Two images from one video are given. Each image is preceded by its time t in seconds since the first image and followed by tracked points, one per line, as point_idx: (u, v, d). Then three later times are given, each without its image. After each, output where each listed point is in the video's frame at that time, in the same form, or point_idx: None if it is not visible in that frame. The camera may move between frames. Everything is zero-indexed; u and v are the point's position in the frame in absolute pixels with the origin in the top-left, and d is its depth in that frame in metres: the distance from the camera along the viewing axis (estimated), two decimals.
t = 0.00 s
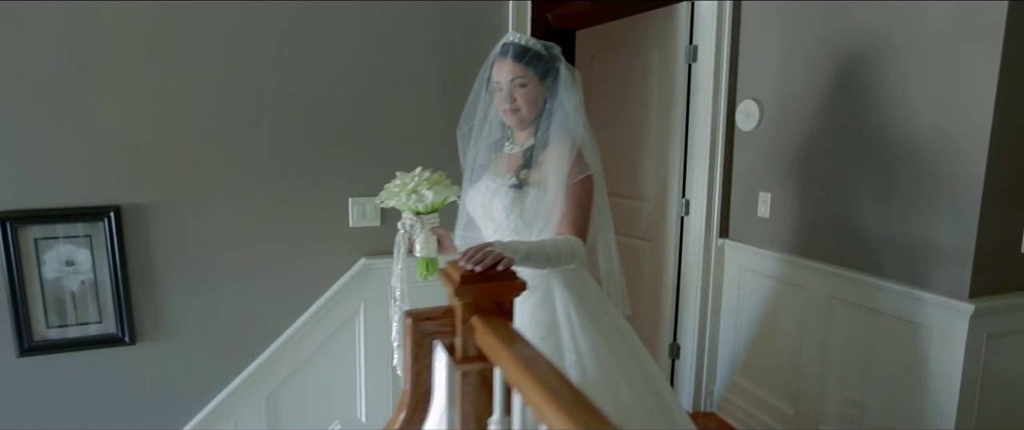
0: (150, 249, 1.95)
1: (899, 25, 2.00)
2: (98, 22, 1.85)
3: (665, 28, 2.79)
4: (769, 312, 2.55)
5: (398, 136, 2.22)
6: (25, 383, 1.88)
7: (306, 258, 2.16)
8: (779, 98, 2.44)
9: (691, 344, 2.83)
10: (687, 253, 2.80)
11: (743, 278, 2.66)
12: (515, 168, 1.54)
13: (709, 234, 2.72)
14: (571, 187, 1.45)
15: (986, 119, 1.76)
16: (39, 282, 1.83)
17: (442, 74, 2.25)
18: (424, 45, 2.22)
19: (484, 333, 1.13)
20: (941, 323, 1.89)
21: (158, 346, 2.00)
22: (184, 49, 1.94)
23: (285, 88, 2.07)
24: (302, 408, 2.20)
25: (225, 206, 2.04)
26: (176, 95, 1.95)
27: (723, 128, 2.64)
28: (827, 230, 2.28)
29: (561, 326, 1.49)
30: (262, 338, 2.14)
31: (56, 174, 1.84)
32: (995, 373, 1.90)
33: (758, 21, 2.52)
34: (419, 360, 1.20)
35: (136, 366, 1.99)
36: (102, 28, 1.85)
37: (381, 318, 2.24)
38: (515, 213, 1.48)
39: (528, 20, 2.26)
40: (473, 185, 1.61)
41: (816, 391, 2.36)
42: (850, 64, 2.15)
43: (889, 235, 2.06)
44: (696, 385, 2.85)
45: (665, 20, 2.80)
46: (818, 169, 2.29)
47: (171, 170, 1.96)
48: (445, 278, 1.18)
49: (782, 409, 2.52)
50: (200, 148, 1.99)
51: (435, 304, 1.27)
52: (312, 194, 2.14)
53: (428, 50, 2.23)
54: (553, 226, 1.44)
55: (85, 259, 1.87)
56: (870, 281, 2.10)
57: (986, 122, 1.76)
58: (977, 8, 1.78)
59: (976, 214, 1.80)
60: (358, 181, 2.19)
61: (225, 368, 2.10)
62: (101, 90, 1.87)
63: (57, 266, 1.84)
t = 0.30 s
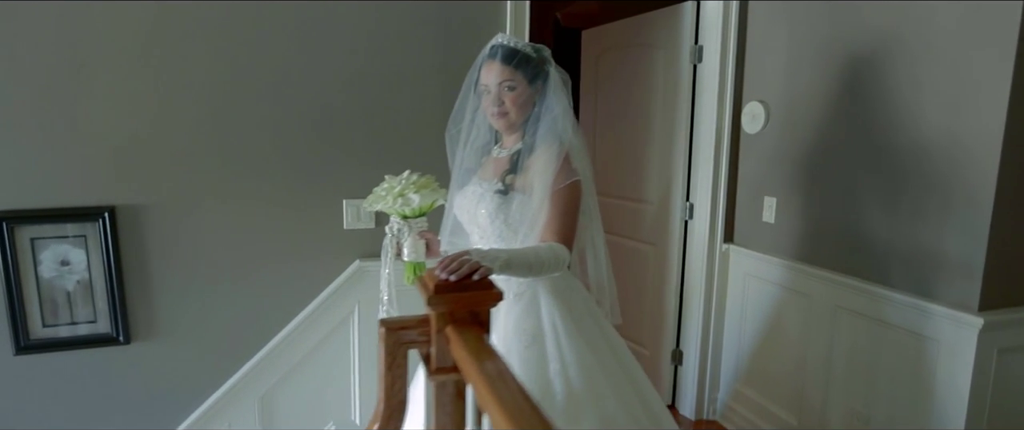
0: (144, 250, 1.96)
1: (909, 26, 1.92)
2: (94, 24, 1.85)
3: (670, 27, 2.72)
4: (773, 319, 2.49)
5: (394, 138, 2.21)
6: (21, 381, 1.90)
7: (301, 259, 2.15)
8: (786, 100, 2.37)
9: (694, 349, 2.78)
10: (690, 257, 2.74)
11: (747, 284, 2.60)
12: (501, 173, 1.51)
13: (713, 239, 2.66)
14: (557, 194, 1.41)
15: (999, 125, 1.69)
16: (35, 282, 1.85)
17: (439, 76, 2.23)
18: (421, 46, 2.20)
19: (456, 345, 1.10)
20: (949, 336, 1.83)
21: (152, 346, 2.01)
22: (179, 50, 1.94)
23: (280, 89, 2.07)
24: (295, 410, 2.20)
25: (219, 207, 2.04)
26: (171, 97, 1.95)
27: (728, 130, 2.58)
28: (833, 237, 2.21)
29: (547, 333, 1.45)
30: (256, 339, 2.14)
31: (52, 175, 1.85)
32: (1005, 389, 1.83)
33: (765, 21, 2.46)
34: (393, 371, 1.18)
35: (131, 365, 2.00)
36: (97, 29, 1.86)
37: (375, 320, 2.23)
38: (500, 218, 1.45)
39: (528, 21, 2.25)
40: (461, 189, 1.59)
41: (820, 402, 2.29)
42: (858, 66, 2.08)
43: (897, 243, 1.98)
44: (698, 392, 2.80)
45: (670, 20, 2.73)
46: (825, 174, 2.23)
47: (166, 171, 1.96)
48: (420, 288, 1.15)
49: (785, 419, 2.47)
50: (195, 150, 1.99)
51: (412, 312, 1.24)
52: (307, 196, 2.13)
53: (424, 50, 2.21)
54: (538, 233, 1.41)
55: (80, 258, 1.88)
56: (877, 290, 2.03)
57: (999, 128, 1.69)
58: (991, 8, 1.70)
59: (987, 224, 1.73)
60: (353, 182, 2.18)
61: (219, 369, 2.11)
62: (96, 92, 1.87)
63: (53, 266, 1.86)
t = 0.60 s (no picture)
0: (140, 251, 1.97)
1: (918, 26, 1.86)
2: (91, 26, 1.86)
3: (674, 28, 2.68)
4: (776, 325, 2.43)
5: (391, 140, 2.20)
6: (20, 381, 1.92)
7: (297, 261, 2.15)
8: (791, 102, 2.32)
9: (696, 355, 2.73)
10: (694, 262, 2.69)
11: (751, 290, 2.54)
12: (491, 177, 1.48)
13: (717, 243, 2.61)
14: (545, 198, 1.38)
15: (1010, 129, 1.63)
16: (33, 282, 1.87)
17: (436, 77, 2.21)
18: (418, 47, 2.19)
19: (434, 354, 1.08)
20: (956, 347, 1.77)
21: (148, 347, 2.02)
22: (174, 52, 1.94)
23: (276, 91, 2.06)
24: (291, 411, 2.20)
25: (215, 209, 2.04)
26: (167, 99, 1.95)
27: (732, 132, 2.53)
28: (839, 242, 2.15)
29: (535, 341, 1.43)
30: (252, 341, 2.14)
31: (50, 177, 1.87)
32: (1014, 401, 1.77)
33: (771, 21, 2.40)
34: (372, 379, 1.16)
35: (127, 366, 2.01)
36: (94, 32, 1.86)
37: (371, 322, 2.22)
38: (488, 224, 1.43)
39: (526, 23, 2.22)
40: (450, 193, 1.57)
41: (823, 411, 2.24)
42: (865, 68, 2.02)
43: (903, 249, 1.93)
44: (701, 397, 2.75)
45: (675, 19, 2.69)
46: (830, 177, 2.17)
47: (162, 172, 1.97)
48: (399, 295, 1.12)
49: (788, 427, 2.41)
50: (190, 152, 1.99)
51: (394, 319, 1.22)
52: (303, 198, 2.13)
53: (422, 51, 2.19)
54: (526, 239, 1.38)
55: (77, 259, 1.90)
56: (882, 298, 1.97)
57: (1010, 132, 1.62)
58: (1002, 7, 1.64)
59: (997, 231, 1.67)
60: (349, 184, 2.17)
61: (214, 370, 2.11)
62: (93, 94, 1.88)
63: (51, 266, 1.88)
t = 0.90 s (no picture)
0: (145, 251, 2.00)
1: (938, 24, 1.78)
2: (98, 30, 1.89)
3: (687, 27, 2.62)
4: (790, 335, 2.35)
5: (394, 141, 2.19)
6: (29, 378, 1.96)
7: (300, 263, 2.15)
8: (807, 103, 2.24)
9: (708, 362, 2.66)
10: (705, 267, 2.63)
11: (764, 297, 2.46)
12: (485, 180, 1.46)
13: (729, 247, 2.54)
14: (538, 203, 1.34)
15: None
16: (42, 281, 1.90)
17: (440, 79, 2.19)
18: (422, 49, 2.17)
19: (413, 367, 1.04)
20: (979, 363, 1.68)
21: (153, 346, 2.05)
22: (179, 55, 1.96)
23: (280, 93, 2.07)
24: (293, 411, 2.20)
25: (218, 210, 2.05)
26: (173, 101, 1.97)
27: (746, 134, 2.45)
28: (855, 249, 2.07)
29: (527, 349, 1.39)
30: (255, 341, 2.15)
31: (58, 179, 1.90)
32: None
33: (786, 20, 2.32)
34: (353, 389, 1.13)
35: (132, 364, 2.04)
36: (101, 36, 1.89)
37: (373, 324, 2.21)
38: (480, 229, 1.40)
39: (531, 23, 2.19)
40: (445, 197, 1.54)
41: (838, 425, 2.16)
42: (883, 68, 1.94)
43: (922, 258, 1.84)
44: (712, 406, 2.68)
45: (687, 19, 2.63)
46: (847, 182, 2.09)
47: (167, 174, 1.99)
48: (382, 303, 1.10)
49: None
50: (195, 154, 2.01)
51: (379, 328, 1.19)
52: (306, 199, 2.13)
53: (426, 52, 2.17)
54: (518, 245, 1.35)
55: (84, 259, 1.93)
56: (900, 309, 1.88)
57: None
58: None
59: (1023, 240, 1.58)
60: (352, 186, 2.17)
61: (218, 370, 2.13)
62: (100, 97, 1.91)
63: (59, 266, 1.91)
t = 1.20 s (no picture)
0: (151, 253, 2.01)
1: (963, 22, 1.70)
2: (105, 34, 1.91)
3: (701, 26, 2.55)
4: (804, 343, 2.28)
5: (399, 144, 2.17)
6: (39, 375, 1.99)
7: (304, 265, 2.15)
8: (823, 104, 2.17)
9: (719, 369, 2.60)
10: (718, 272, 2.56)
11: (778, 304, 2.39)
12: (483, 183, 1.43)
13: (742, 253, 2.47)
14: (535, 207, 1.31)
15: None
16: (51, 281, 1.93)
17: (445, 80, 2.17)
18: (427, 50, 2.15)
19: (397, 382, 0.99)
20: (1003, 378, 1.60)
21: (159, 346, 2.07)
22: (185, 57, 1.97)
23: (285, 95, 2.06)
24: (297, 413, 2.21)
25: (223, 212, 2.06)
26: (179, 103, 1.98)
27: (759, 136, 2.38)
28: (872, 256, 2.00)
29: (524, 356, 1.36)
30: (259, 343, 2.15)
31: (67, 180, 1.92)
32: None
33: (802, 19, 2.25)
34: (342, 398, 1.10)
35: (139, 364, 2.06)
36: (109, 39, 1.91)
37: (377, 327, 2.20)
38: (477, 233, 1.37)
39: (538, 23, 2.17)
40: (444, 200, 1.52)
41: None
42: (904, 68, 1.86)
43: (943, 266, 1.76)
44: (723, 414, 2.62)
45: (701, 18, 2.56)
46: (864, 186, 2.01)
47: (172, 176, 2.00)
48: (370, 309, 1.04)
49: None
50: (200, 156, 2.02)
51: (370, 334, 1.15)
52: (310, 202, 2.12)
53: (432, 54, 2.15)
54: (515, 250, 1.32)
55: (92, 259, 1.95)
56: (919, 319, 1.80)
57: None
58: None
59: None
60: (357, 189, 2.16)
61: (223, 371, 2.14)
62: (107, 99, 1.93)
63: (67, 266, 1.93)
